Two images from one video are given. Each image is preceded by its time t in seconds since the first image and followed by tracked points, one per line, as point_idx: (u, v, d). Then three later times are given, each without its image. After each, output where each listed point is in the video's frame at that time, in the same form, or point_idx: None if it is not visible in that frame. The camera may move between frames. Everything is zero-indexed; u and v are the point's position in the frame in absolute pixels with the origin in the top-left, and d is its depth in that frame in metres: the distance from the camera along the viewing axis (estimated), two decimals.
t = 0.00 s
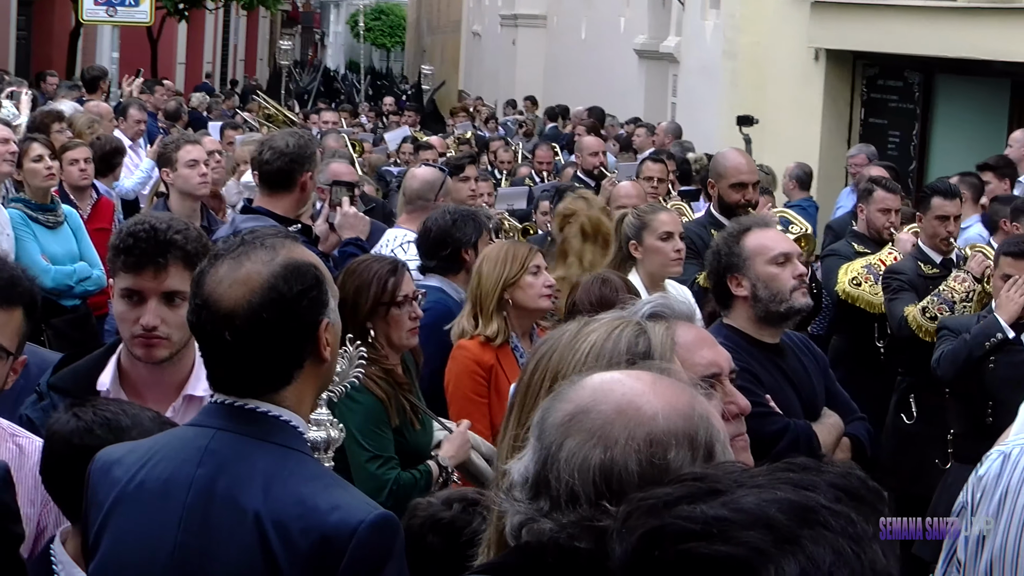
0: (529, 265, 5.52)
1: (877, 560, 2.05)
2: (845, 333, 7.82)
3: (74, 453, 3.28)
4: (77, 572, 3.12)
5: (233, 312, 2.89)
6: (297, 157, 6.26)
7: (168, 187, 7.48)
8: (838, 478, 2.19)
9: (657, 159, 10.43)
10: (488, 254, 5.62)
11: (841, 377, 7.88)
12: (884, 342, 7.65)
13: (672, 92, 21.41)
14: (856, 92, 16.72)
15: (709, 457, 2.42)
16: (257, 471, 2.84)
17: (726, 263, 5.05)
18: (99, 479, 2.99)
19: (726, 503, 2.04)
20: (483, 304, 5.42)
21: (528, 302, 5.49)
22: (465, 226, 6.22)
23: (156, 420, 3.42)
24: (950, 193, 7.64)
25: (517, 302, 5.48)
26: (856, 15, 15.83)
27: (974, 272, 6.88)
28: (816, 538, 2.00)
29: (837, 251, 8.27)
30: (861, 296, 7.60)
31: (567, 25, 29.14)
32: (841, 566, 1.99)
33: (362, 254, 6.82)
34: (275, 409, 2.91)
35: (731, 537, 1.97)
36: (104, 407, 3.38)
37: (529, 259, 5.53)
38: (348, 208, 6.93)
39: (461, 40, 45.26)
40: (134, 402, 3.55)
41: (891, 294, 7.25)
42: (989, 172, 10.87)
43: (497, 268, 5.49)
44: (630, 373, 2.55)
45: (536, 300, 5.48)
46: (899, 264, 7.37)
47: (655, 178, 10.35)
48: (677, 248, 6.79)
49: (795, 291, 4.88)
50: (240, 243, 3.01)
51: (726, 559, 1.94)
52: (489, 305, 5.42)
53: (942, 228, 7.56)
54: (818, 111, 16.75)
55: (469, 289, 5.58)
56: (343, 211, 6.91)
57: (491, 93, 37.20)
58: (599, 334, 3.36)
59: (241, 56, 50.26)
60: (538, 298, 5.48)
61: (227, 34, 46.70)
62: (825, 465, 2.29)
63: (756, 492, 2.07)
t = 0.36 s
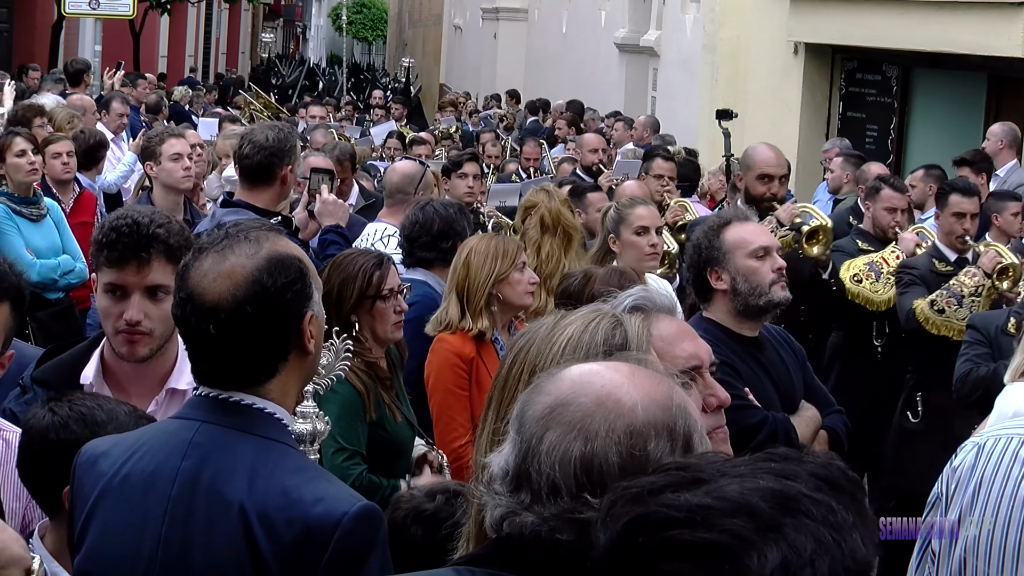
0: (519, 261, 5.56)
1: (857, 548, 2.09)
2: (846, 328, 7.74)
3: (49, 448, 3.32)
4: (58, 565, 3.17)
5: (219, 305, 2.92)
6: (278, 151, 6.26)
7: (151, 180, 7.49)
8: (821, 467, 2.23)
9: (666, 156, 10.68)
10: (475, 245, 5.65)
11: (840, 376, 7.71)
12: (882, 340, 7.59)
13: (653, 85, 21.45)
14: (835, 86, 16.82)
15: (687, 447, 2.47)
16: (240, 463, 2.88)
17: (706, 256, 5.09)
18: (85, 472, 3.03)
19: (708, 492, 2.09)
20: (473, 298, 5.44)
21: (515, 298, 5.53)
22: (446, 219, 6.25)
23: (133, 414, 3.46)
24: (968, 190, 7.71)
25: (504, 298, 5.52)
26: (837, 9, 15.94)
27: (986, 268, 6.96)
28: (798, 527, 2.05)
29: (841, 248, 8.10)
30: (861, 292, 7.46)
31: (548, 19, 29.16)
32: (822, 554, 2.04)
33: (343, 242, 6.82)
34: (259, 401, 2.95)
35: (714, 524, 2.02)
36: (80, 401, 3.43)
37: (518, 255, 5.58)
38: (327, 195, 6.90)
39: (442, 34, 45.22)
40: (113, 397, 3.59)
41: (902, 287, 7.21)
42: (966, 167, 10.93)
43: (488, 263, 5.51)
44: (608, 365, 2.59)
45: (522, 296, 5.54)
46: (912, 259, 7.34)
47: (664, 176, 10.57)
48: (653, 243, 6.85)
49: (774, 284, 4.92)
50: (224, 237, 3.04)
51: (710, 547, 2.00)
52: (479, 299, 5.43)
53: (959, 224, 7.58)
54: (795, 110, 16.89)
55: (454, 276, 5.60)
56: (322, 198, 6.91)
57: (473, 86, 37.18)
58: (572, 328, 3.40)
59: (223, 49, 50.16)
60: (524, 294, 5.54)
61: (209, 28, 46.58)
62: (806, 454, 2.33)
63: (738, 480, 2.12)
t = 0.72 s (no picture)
0: (518, 262, 5.53)
1: (855, 548, 2.08)
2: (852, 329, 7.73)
3: (49, 448, 3.33)
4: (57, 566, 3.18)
5: (222, 305, 2.92)
6: (280, 152, 6.27)
7: (154, 181, 7.50)
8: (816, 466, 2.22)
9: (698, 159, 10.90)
10: (474, 245, 5.64)
11: (882, 369, 7.73)
12: (923, 340, 7.64)
13: (657, 85, 21.42)
14: (840, 85, 16.75)
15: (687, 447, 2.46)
16: (240, 463, 2.88)
17: (710, 256, 5.08)
18: (87, 472, 3.03)
19: (705, 492, 2.09)
20: (470, 299, 5.44)
21: (514, 299, 5.49)
22: (447, 220, 6.25)
23: (132, 414, 3.46)
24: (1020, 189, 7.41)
25: (502, 300, 5.49)
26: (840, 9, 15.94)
27: None
28: (794, 526, 2.04)
29: (884, 244, 8.12)
30: (904, 289, 7.44)
31: (551, 19, 29.14)
32: (819, 553, 2.03)
33: (346, 237, 6.82)
34: (259, 401, 2.94)
35: (710, 524, 2.03)
36: (80, 401, 3.43)
37: (516, 255, 5.55)
38: (328, 190, 6.92)
39: (445, 33, 45.19)
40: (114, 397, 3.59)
41: (948, 287, 7.27)
42: (971, 166, 10.90)
43: (486, 264, 5.49)
44: (606, 365, 2.59)
45: (521, 297, 5.50)
46: (960, 258, 7.35)
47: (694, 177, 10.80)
48: (654, 245, 6.82)
49: (779, 285, 4.91)
50: (226, 238, 3.04)
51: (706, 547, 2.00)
52: (477, 301, 5.43)
53: (1007, 225, 7.38)
54: (799, 106, 16.80)
55: (453, 276, 5.60)
56: (325, 193, 6.92)
57: (476, 85, 37.18)
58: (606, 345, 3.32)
59: (226, 49, 50.18)
60: (524, 296, 5.51)
61: (212, 28, 46.56)
62: (804, 454, 2.32)
63: (735, 480, 2.12)
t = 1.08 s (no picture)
0: (499, 261, 5.50)
1: (870, 548, 2.06)
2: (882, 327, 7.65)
3: (74, 446, 3.30)
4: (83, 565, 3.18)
5: (240, 303, 2.91)
6: (302, 150, 6.26)
7: (177, 180, 7.50)
8: (833, 466, 2.21)
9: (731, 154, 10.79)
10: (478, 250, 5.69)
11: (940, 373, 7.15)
12: (979, 340, 6.92)
13: (681, 82, 21.35)
14: (865, 83, 16.72)
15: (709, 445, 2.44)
16: (260, 461, 2.87)
17: (734, 253, 5.05)
18: (108, 471, 3.03)
19: (720, 491, 2.07)
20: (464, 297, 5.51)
21: (501, 297, 5.42)
22: (471, 216, 6.24)
23: (157, 412, 3.42)
24: None
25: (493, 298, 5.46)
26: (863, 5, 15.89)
27: None
28: (810, 526, 2.03)
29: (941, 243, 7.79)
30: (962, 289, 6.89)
31: (575, 16, 29.08)
32: (835, 553, 2.01)
33: (369, 230, 6.81)
34: (281, 401, 2.93)
35: (725, 524, 2.01)
36: (105, 400, 3.40)
37: (501, 254, 5.52)
38: (352, 183, 6.93)
39: (469, 32, 45.19)
40: (136, 396, 3.57)
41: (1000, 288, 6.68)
42: (999, 162, 10.81)
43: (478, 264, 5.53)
44: (627, 363, 2.56)
45: (511, 295, 5.41)
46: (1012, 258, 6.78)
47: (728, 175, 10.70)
48: (678, 242, 6.78)
49: (805, 282, 4.88)
50: (245, 236, 3.03)
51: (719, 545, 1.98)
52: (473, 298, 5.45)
53: None
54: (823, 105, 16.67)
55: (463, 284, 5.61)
56: (347, 187, 6.90)
57: (500, 83, 37.14)
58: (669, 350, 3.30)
59: (250, 48, 50.26)
60: (509, 293, 5.41)
61: (236, 26, 46.70)
62: (820, 453, 2.31)
63: (750, 479, 2.10)
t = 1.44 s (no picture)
0: (509, 258, 5.55)
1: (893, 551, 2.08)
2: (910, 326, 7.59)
3: (94, 441, 3.34)
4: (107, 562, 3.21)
5: (261, 303, 2.92)
6: (328, 149, 6.26)
7: (202, 179, 7.53)
8: (858, 467, 2.22)
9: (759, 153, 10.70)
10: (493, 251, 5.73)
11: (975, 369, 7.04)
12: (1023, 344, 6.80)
13: (705, 80, 21.29)
14: (888, 80, 16.61)
15: (734, 445, 2.42)
16: (281, 460, 2.88)
17: (758, 251, 5.04)
18: (128, 469, 3.05)
19: (748, 492, 2.07)
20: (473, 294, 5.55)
21: (509, 294, 5.47)
22: (495, 213, 6.25)
23: (183, 411, 3.44)
24: None
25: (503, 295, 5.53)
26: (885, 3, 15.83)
27: None
28: (838, 526, 2.04)
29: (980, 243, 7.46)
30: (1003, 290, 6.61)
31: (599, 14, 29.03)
32: (861, 554, 2.02)
33: (394, 230, 6.78)
34: (301, 400, 2.95)
35: (752, 525, 2.01)
36: (131, 398, 3.41)
37: (511, 252, 5.56)
38: (377, 183, 6.90)
39: (493, 30, 45.18)
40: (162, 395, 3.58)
41: None
42: None
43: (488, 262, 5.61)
44: (653, 362, 2.55)
45: (512, 292, 5.46)
46: None
47: (756, 173, 10.64)
48: (702, 240, 6.76)
49: (829, 281, 4.85)
50: (267, 236, 3.04)
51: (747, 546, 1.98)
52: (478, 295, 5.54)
53: None
54: (847, 101, 16.73)
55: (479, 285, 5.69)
56: (372, 186, 6.89)
57: (523, 81, 37.19)
58: (713, 354, 3.31)
59: (275, 47, 50.45)
60: (513, 291, 5.45)
61: (261, 26, 46.83)
62: (845, 453, 2.32)
63: (777, 480, 2.10)
